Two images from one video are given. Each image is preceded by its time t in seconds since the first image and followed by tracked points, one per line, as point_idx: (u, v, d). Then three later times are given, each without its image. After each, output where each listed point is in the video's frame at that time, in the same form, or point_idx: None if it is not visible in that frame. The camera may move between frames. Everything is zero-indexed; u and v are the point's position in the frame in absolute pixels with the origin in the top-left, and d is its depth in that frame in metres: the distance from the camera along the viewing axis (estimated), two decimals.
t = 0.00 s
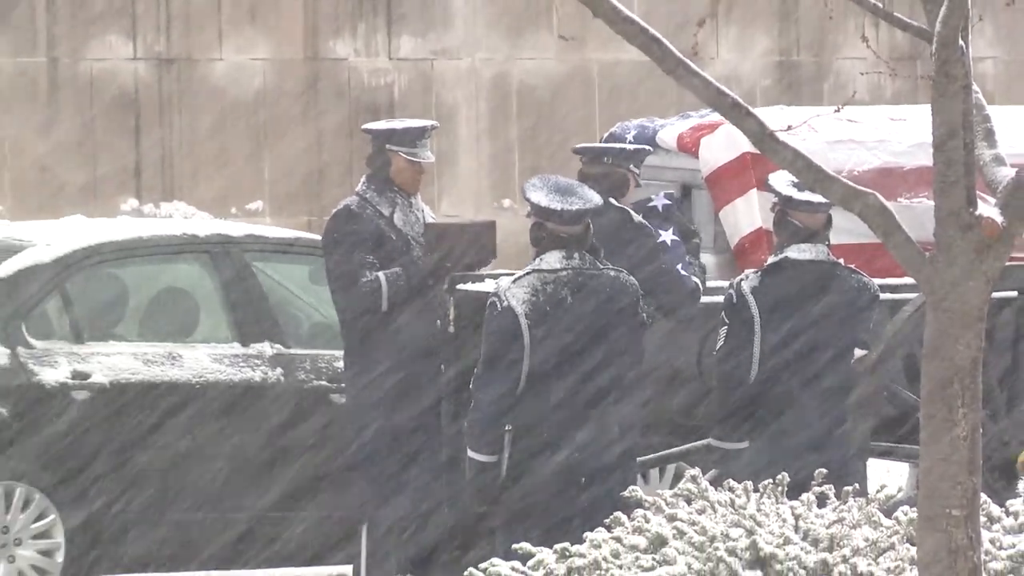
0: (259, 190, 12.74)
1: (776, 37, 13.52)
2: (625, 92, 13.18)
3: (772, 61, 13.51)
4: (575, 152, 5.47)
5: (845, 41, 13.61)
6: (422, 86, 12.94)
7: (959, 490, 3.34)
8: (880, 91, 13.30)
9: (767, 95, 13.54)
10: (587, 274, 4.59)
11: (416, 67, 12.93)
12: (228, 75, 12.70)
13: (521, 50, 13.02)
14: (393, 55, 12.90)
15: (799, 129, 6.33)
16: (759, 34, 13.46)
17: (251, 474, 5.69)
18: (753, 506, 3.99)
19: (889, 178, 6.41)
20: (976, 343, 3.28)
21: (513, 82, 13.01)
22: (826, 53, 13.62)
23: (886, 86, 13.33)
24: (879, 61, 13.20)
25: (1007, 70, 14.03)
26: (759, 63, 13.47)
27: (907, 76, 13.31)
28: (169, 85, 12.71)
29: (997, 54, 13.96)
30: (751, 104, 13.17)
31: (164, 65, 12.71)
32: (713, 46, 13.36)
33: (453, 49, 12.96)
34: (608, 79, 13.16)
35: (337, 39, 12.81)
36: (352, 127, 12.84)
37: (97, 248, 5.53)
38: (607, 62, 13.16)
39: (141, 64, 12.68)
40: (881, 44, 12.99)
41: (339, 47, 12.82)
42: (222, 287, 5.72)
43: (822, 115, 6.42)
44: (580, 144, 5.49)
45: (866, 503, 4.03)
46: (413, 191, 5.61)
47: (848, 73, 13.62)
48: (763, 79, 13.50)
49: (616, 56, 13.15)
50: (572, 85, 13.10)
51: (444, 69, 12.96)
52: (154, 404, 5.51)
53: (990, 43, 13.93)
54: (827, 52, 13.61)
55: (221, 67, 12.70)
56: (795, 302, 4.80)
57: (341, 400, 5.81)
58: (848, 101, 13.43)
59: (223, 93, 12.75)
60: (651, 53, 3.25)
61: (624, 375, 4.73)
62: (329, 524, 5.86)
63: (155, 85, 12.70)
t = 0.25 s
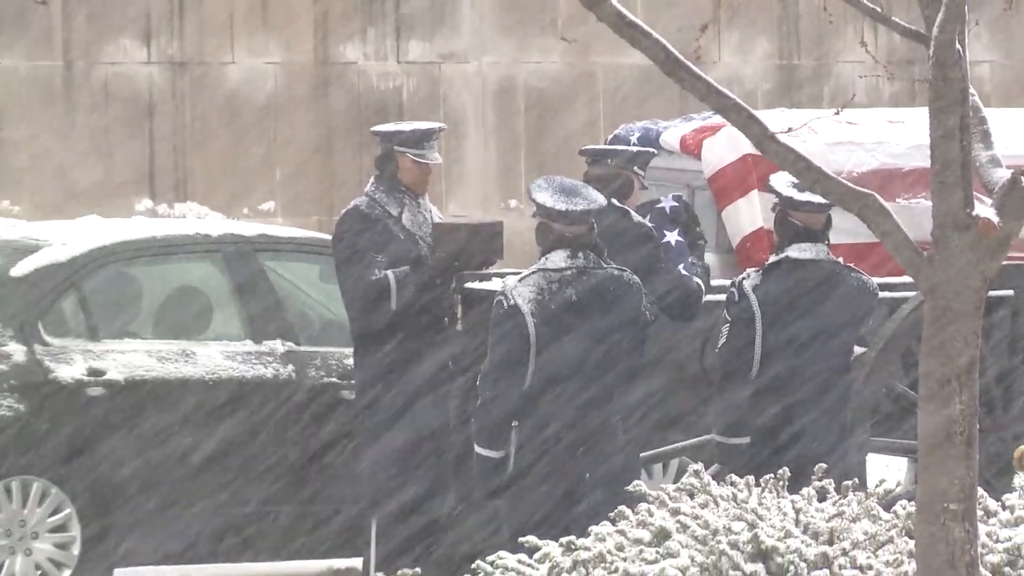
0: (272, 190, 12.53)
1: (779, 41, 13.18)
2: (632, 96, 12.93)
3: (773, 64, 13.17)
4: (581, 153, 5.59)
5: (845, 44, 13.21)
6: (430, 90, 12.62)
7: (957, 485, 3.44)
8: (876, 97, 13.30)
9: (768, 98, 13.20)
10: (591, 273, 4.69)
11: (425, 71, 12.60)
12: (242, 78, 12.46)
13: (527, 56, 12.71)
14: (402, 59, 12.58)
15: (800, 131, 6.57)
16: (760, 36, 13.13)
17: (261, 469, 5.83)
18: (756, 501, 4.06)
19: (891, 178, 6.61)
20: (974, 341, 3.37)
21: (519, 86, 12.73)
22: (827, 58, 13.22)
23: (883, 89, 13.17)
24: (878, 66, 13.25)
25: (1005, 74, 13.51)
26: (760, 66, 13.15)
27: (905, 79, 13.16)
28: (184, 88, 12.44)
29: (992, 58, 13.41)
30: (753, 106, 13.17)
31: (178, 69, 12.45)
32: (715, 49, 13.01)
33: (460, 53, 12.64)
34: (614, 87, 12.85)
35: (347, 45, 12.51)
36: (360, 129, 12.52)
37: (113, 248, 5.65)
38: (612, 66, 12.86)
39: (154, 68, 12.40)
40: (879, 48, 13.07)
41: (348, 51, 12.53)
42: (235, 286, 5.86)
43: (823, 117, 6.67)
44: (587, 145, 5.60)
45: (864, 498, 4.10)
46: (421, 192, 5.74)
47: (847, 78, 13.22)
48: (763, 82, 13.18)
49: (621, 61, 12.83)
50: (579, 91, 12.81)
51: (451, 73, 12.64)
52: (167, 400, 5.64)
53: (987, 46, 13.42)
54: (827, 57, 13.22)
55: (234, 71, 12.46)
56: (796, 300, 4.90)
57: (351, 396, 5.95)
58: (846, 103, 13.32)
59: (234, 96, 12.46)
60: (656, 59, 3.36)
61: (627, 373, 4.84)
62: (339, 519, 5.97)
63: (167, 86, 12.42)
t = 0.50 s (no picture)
0: (284, 189, 12.59)
1: (781, 42, 13.29)
2: (635, 94, 13.22)
3: (772, 65, 13.28)
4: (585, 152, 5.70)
5: (845, 45, 13.34)
6: (439, 90, 12.85)
7: (956, 477, 3.52)
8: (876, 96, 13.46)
9: (769, 98, 13.30)
10: (596, 269, 4.81)
11: (433, 71, 12.84)
12: (255, 78, 12.54)
13: (534, 55, 13.00)
14: (410, 59, 12.80)
15: (801, 130, 6.81)
16: (759, 40, 13.22)
17: (274, 461, 5.96)
18: (758, 491, 4.12)
19: (890, 176, 6.87)
20: (972, 337, 3.45)
21: (527, 88, 13.00)
22: (827, 58, 13.36)
23: (882, 88, 13.41)
24: (877, 65, 13.42)
25: (1001, 74, 13.72)
26: (761, 67, 13.26)
27: (904, 79, 13.35)
28: (198, 89, 12.50)
29: (990, 58, 13.62)
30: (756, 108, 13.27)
31: (192, 68, 12.48)
32: (717, 50, 13.12)
33: (468, 53, 12.89)
34: (618, 85, 13.18)
35: (357, 45, 12.68)
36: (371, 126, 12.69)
37: (128, 244, 5.78)
38: (617, 66, 13.18)
39: (169, 68, 12.43)
40: (879, 48, 13.24)
41: (358, 52, 12.70)
42: (247, 282, 5.98)
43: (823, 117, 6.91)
44: (590, 144, 5.71)
45: (864, 488, 4.16)
46: (429, 189, 5.82)
47: (848, 78, 13.36)
48: (765, 82, 13.29)
49: (625, 61, 13.15)
50: (586, 88, 13.10)
51: (459, 72, 12.88)
52: (183, 393, 5.77)
53: (984, 46, 13.61)
54: (825, 58, 13.35)
55: (246, 71, 12.53)
56: (796, 296, 5.01)
57: (361, 389, 6.11)
58: (847, 102, 13.51)
59: (247, 95, 12.55)
60: (661, 60, 3.42)
61: (632, 368, 4.95)
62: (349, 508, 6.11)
63: (182, 88, 12.46)
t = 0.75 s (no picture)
0: (296, 183, 12.85)
1: (782, 41, 13.71)
2: (637, 90, 13.55)
3: (775, 63, 13.70)
4: (589, 148, 5.82)
5: (844, 42, 13.79)
6: (448, 88, 13.14)
7: (954, 466, 3.45)
8: (877, 92, 13.78)
9: (771, 96, 13.72)
10: (602, 263, 4.93)
11: (442, 70, 13.11)
12: (268, 76, 12.78)
13: (540, 54, 13.32)
14: (420, 58, 13.06)
15: (802, 127, 7.05)
16: (763, 38, 13.64)
17: (286, 451, 6.06)
18: (760, 481, 4.20)
19: (889, 171, 7.10)
20: (970, 329, 3.37)
21: (532, 86, 13.30)
22: (826, 57, 13.80)
23: (882, 86, 13.71)
24: (876, 63, 13.76)
25: (998, 71, 14.17)
26: (763, 65, 13.66)
27: (902, 76, 13.68)
28: (212, 86, 12.72)
29: (986, 57, 14.05)
30: (758, 102, 13.61)
31: (205, 66, 12.69)
32: (721, 47, 13.47)
33: (476, 52, 13.18)
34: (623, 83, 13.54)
35: (369, 43, 12.94)
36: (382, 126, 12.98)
37: (143, 240, 5.91)
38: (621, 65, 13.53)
39: (184, 67, 12.63)
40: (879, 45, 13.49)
41: (369, 50, 12.97)
42: (260, 277, 6.11)
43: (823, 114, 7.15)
44: (593, 139, 5.84)
45: (864, 478, 4.23)
46: (438, 185, 5.94)
47: (847, 76, 13.85)
48: (767, 79, 13.70)
49: (629, 60, 13.49)
50: (591, 84, 13.43)
51: (467, 71, 13.17)
52: (196, 384, 5.89)
53: (982, 46, 14.04)
54: (825, 56, 13.80)
55: (259, 69, 12.77)
56: (798, 289, 5.12)
57: (372, 381, 6.19)
58: (848, 98, 13.80)
59: (261, 93, 12.80)
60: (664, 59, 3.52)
61: (637, 360, 5.07)
62: (358, 498, 6.21)
63: (196, 86, 12.67)
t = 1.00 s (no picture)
0: (309, 174, 13.04)
1: (787, 34, 13.90)
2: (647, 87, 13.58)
3: (781, 56, 13.89)
4: (594, 137, 5.92)
5: (847, 36, 13.98)
6: (459, 80, 13.32)
7: (955, 452, 3.45)
8: (880, 85, 13.95)
9: (776, 88, 13.92)
10: (611, 253, 5.02)
11: (453, 62, 13.30)
12: (282, 69, 13.01)
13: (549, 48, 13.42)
14: (431, 51, 13.27)
15: (806, 120, 7.19)
16: (767, 31, 13.85)
17: (301, 436, 6.18)
18: (765, 466, 4.30)
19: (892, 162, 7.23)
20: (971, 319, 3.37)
21: (543, 78, 13.45)
22: (831, 49, 13.97)
23: (885, 79, 13.92)
24: (880, 56, 13.92)
25: (999, 65, 14.33)
26: (769, 58, 13.87)
27: (906, 70, 13.84)
28: (228, 81, 12.99)
29: (988, 50, 14.25)
30: (763, 95, 13.81)
31: (222, 60, 12.99)
32: (727, 41, 13.70)
33: (487, 46, 13.34)
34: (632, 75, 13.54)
35: (381, 36, 13.17)
36: (393, 118, 13.20)
37: (159, 230, 6.05)
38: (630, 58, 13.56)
39: (200, 59, 12.92)
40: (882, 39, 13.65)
41: (381, 43, 13.18)
42: (275, 266, 6.23)
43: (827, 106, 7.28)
44: (598, 130, 5.93)
45: (866, 463, 4.29)
46: (448, 176, 6.03)
47: (852, 69, 13.94)
48: (772, 72, 13.91)
49: (638, 52, 13.53)
50: (599, 78, 13.49)
51: (477, 64, 13.34)
52: (212, 372, 6.03)
53: (983, 39, 14.23)
54: (831, 48, 13.98)
55: (274, 62, 13.02)
56: (803, 277, 5.22)
57: (384, 368, 6.32)
58: (852, 92, 13.98)
59: (276, 86, 13.02)
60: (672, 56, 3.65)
61: (645, 347, 5.17)
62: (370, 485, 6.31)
63: (214, 80, 12.97)
